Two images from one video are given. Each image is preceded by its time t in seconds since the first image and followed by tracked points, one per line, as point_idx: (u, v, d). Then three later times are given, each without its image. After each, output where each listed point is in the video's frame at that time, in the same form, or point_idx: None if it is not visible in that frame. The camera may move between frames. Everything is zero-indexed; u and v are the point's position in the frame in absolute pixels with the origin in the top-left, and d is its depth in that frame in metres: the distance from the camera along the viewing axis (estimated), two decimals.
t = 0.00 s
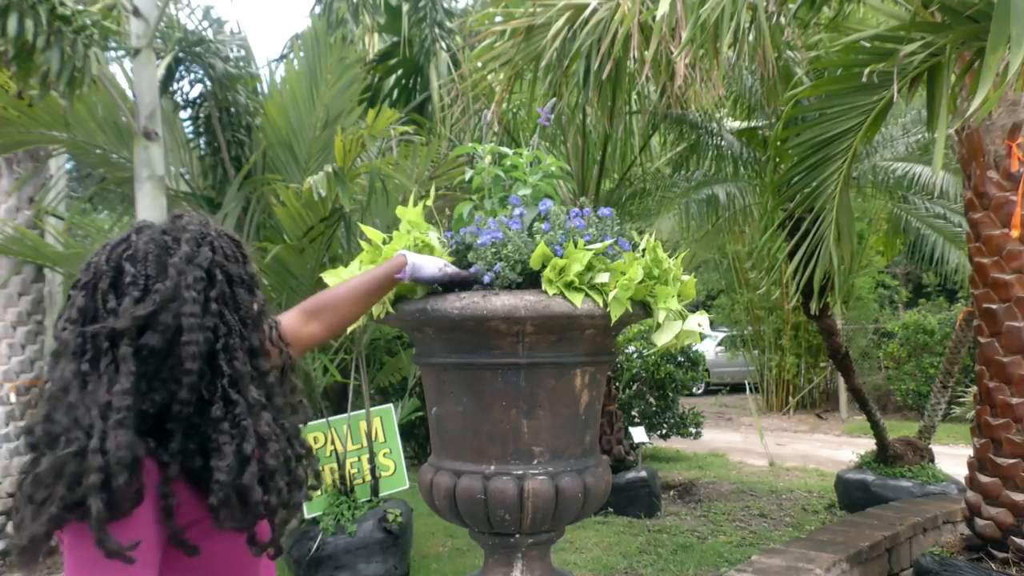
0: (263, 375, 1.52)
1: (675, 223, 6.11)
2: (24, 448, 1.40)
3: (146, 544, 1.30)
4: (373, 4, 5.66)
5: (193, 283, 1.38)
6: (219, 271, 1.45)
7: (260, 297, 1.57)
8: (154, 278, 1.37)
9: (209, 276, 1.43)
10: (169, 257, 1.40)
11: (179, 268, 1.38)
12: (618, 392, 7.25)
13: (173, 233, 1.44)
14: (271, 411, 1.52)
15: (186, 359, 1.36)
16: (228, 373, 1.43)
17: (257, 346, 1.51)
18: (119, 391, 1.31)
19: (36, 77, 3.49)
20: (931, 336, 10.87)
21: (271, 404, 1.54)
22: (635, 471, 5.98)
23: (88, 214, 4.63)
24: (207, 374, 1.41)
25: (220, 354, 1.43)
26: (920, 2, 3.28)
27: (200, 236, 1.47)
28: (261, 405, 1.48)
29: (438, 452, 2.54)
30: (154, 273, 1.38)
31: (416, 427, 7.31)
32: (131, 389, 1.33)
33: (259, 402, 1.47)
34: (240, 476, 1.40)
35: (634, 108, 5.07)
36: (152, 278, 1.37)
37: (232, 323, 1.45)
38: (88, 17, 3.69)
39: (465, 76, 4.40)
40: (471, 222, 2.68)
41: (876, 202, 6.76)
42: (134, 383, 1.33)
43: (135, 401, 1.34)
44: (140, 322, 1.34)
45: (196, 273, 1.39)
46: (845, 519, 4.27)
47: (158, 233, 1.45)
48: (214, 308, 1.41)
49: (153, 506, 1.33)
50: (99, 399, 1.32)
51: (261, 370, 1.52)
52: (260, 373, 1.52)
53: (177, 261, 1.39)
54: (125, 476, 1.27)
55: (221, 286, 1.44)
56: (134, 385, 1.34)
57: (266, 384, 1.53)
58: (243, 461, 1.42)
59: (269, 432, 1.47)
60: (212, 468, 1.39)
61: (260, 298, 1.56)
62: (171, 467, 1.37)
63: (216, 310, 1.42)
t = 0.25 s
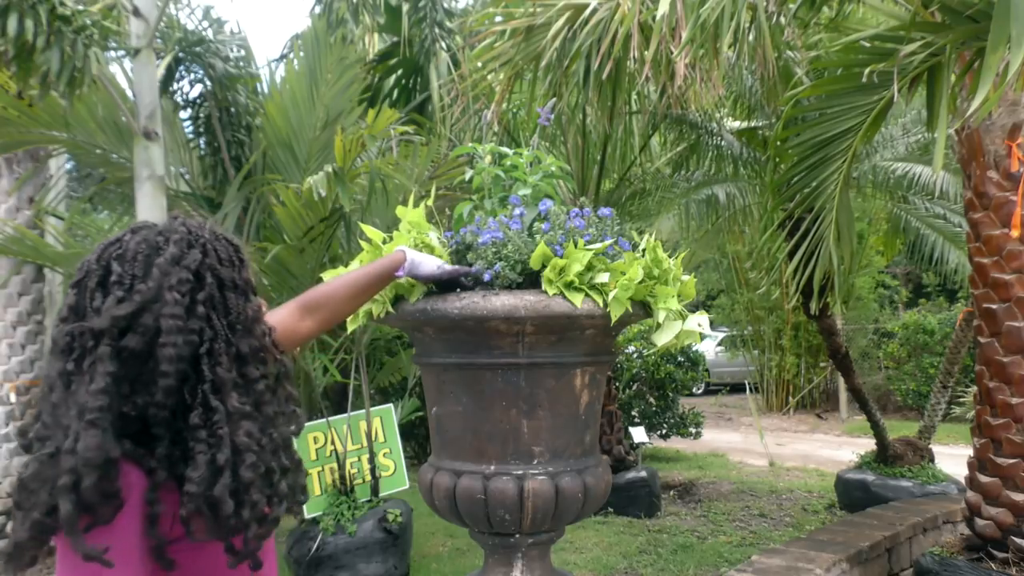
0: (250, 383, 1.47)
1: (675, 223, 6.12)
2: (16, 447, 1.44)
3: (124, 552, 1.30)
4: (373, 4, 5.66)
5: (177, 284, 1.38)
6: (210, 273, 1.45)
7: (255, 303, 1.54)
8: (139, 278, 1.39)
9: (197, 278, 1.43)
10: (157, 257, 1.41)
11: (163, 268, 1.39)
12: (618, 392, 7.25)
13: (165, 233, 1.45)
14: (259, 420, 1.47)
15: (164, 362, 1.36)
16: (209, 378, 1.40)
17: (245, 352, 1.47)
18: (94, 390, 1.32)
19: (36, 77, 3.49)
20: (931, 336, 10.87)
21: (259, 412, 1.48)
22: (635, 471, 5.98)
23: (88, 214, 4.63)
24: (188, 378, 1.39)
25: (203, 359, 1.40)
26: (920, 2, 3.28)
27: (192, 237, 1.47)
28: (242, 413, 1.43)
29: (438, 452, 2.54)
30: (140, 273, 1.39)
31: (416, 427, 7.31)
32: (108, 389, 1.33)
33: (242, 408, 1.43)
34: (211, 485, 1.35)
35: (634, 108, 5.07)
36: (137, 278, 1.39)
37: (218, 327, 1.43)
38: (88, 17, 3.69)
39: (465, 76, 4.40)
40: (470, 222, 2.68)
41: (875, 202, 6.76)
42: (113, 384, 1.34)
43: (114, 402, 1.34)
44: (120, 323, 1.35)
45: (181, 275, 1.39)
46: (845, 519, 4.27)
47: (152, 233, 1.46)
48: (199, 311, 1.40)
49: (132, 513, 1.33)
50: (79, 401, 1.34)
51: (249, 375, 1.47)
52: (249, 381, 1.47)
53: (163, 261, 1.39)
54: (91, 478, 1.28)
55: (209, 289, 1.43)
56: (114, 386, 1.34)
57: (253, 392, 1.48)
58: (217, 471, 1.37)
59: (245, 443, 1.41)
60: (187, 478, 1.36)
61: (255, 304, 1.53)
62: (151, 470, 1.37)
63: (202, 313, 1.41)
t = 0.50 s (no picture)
0: (224, 384, 1.38)
1: (676, 223, 6.13)
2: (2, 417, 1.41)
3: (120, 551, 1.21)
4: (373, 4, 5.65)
5: (143, 278, 1.31)
6: (186, 269, 1.37)
7: (238, 306, 1.44)
8: (109, 270, 1.33)
9: (170, 272, 1.36)
10: (132, 248, 1.36)
11: (131, 262, 1.32)
12: (618, 392, 7.25)
13: (147, 228, 1.40)
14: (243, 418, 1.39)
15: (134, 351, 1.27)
16: (176, 375, 1.32)
17: (219, 354, 1.39)
18: (64, 375, 1.26)
19: (36, 77, 3.49)
20: (931, 336, 10.87)
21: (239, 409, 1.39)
22: (635, 471, 5.98)
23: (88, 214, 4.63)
24: (158, 368, 1.30)
25: (169, 356, 1.32)
26: (920, 2, 3.28)
27: (173, 232, 1.41)
28: (214, 409, 1.34)
29: (438, 452, 2.55)
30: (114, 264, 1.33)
31: (416, 427, 7.32)
32: (81, 373, 1.27)
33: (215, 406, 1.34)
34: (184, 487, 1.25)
35: (634, 108, 5.07)
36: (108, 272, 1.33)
37: (190, 325, 1.35)
38: (88, 17, 3.69)
39: (465, 76, 4.40)
40: (470, 222, 2.68)
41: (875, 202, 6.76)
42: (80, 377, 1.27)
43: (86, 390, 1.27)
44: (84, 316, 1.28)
45: (150, 269, 1.32)
46: (845, 519, 4.27)
47: (135, 229, 1.40)
48: (166, 307, 1.32)
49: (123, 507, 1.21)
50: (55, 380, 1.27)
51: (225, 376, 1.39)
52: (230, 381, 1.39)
53: (132, 254, 1.33)
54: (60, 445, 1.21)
55: (181, 285, 1.35)
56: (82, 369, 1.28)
57: (229, 394, 1.38)
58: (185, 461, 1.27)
59: (216, 438, 1.32)
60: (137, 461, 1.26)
61: (236, 308, 1.44)
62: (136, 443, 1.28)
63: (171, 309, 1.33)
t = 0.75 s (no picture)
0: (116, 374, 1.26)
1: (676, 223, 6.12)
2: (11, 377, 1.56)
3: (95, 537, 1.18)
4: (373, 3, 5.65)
5: (89, 252, 1.40)
6: (121, 251, 1.39)
7: (171, 270, 1.39)
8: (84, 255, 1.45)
9: (106, 252, 1.40)
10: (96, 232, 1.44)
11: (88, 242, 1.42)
12: (618, 392, 7.25)
13: (122, 215, 1.46)
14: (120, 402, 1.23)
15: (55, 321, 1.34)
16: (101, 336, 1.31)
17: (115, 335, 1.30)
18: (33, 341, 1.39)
19: (36, 77, 3.49)
20: (931, 336, 10.87)
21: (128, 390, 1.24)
22: (635, 471, 5.98)
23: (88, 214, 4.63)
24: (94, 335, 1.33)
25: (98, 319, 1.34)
26: (919, 2, 3.28)
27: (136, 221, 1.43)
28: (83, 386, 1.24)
29: (438, 452, 2.55)
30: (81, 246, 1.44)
31: (416, 427, 7.32)
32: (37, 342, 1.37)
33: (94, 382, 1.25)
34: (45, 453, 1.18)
35: (634, 108, 5.07)
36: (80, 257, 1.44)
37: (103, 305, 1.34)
38: (88, 17, 3.69)
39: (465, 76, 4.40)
40: (470, 222, 2.68)
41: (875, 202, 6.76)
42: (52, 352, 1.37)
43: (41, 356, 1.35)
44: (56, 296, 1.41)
45: (90, 248, 1.40)
46: (845, 519, 4.27)
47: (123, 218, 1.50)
48: (102, 273, 1.37)
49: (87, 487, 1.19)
50: (27, 344, 1.40)
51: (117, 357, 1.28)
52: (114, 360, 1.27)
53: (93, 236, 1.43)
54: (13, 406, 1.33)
55: (107, 265, 1.37)
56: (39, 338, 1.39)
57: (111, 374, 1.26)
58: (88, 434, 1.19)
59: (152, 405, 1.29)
60: (25, 418, 1.27)
61: (168, 271, 1.38)
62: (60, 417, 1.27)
63: (107, 275, 1.37)
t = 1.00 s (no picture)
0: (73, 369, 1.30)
1: (675, 224, 6.12)
2: (11, 360, 1.65)
3: (74, 525, 1.23)
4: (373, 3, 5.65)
5: (74, 252, 1.45)
6: (102, 251, 1.43)
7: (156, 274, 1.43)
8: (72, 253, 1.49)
9: (90, 252, 1.45)
10: (82, 233, 1.49)
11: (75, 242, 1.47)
12: (618, 392, 7.25)
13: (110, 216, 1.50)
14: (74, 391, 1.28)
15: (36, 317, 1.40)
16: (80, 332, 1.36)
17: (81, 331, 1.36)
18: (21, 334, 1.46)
19: (36, 77, 3.49)
20: (931, 336, 10.87)
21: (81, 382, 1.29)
22: (635, 472, 5.98)
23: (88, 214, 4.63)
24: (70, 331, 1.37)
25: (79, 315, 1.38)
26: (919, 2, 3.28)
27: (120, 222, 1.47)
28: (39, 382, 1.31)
29: (438, 452, 2.55)
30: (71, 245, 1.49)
31: (416, 427, 7.32)
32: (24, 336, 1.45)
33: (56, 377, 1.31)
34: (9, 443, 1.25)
35: (634, 108, 5.07)
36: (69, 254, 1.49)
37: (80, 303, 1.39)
38: (89, 17, 3.68)
39: (465, 76, 4.40)
40: (471, 222, 2.68)
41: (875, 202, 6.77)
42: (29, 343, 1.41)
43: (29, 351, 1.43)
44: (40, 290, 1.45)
45: (76, 248, 1.45)
46: (845, 519, 4.27)
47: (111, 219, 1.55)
48: (82, 273, 1.42)
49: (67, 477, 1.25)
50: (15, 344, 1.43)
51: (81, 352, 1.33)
52: (74, 354, 1.32)
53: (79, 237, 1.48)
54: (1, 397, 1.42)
55: (87, 266, 1.42)
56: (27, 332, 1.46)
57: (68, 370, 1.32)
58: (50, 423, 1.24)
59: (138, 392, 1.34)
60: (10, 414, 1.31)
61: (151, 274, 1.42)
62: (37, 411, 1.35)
63: (85, 276, 1.42)
